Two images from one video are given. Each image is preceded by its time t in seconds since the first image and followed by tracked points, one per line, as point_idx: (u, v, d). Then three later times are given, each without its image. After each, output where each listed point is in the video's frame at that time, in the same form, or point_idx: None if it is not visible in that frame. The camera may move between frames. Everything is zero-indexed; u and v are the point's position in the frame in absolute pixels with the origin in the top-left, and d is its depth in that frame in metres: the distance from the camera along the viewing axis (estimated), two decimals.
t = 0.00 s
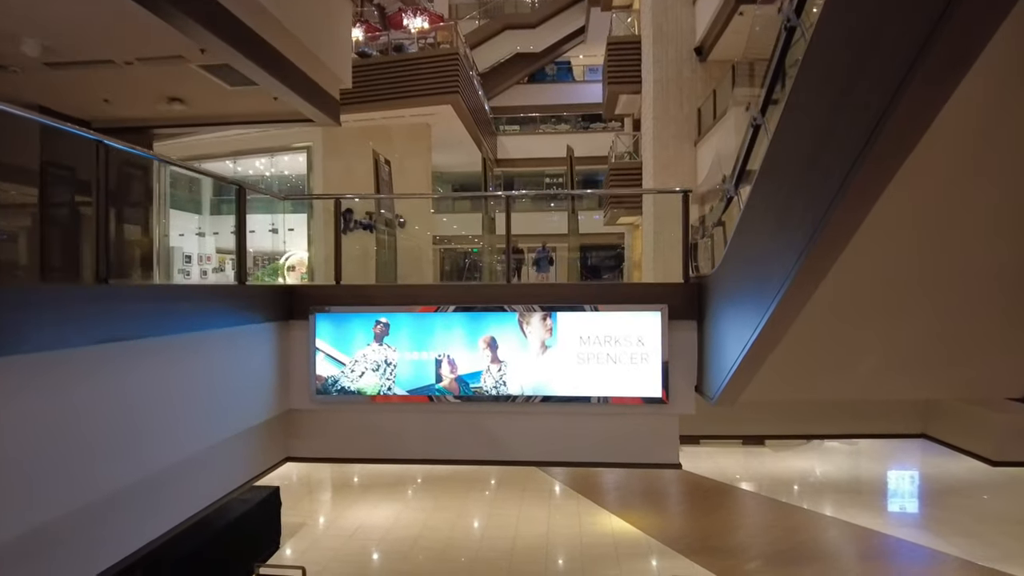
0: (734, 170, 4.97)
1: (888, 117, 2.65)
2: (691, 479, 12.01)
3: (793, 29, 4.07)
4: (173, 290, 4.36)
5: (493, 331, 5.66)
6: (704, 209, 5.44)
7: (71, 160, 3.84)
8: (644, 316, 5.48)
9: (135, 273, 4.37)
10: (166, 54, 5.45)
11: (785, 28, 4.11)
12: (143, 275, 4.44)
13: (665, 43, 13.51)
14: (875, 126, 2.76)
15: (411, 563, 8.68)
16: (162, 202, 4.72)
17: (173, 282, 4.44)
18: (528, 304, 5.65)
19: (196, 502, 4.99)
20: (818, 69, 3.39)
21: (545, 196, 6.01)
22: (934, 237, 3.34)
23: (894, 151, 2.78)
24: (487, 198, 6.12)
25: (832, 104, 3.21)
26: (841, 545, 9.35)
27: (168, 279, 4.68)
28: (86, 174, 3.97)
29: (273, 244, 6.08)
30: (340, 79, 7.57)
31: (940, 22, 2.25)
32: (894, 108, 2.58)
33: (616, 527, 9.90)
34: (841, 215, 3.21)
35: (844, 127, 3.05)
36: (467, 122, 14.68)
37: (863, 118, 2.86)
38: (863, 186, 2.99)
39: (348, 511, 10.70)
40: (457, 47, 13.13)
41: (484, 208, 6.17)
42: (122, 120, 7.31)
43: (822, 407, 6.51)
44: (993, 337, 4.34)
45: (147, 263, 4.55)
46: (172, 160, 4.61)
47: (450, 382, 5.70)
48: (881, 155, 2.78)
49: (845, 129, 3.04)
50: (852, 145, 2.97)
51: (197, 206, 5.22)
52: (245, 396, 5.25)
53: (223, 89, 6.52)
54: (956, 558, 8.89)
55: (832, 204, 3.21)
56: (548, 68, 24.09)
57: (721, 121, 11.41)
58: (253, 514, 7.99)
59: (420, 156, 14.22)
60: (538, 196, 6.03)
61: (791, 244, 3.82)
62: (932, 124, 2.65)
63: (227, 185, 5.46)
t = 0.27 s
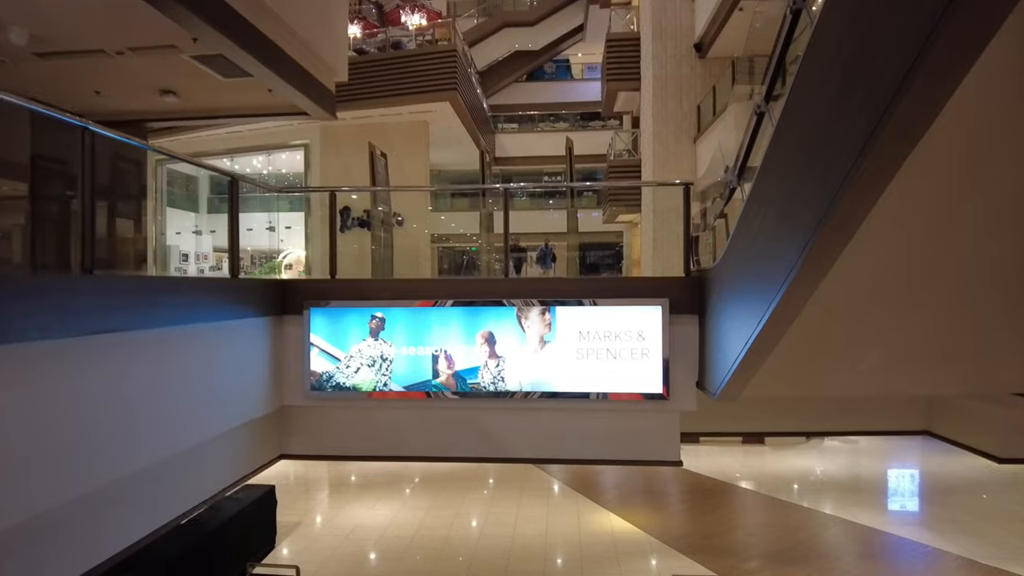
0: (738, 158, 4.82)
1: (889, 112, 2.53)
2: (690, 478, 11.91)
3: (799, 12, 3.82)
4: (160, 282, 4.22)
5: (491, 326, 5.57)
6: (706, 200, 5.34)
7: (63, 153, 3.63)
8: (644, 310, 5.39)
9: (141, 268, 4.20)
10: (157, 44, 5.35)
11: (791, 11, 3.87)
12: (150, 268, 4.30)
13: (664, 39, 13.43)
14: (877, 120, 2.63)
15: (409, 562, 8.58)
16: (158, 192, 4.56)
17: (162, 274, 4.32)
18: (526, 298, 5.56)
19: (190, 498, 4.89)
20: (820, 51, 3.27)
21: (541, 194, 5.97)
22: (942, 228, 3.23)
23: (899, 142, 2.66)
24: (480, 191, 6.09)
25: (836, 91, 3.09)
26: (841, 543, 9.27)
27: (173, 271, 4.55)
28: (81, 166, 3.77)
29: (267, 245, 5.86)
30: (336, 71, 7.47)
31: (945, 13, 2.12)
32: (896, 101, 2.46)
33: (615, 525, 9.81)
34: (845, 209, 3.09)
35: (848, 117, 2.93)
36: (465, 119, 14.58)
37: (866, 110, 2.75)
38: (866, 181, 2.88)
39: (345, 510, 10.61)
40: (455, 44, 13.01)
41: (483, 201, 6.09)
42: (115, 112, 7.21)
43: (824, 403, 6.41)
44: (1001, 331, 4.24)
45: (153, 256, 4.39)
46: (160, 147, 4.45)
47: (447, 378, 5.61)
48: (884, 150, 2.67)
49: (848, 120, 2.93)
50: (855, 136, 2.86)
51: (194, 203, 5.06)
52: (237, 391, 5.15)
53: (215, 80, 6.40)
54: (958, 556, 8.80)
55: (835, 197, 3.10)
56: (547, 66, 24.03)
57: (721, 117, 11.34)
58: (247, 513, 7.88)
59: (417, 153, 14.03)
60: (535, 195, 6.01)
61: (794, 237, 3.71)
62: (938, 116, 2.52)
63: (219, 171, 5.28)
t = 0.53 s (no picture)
0: (743, 151, 4.76)
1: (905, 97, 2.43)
2: (690, 477, 11.83)
3: None
4: (151, 273, 4.10)
5: (490, 322, 5.47)
6: (709, 194, 5.31)
7: (54, 146, 3.45)
8: (646, 306, 5.30)
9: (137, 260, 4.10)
10: (150, 34, 5.26)
11: None
12: (146, 258, 4.21)
13: (664, 36, 13.34)
14: (890, 106, 2.54)
15: (406, 562, 8.47)
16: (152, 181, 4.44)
17: (154, 265, 4.21)
18: (526, 293, 5.47)
19: (188, 494, 4.80)
20: (827, 37, 3.19)
21: (540, 192, 5.86)
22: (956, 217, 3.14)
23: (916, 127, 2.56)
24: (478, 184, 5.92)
25: (847, 76, 2.98)
26: (842, 542, 9.19)
27: (169, 262, 4.46)
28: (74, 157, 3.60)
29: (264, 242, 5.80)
30: (333, 65, 7.38)
31: None
32: (910, 87, 2.36)
33: (615, 525, 9.72)
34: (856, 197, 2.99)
35: (860, 102, 2.83)
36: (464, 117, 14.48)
37: (879, 94, 2.64)
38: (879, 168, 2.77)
39: (342, 509, 10.50)
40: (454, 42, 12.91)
41: (482, 196, 5.92)
42: (109, 106, 7.12)
43: (826, 401, 6.32)
44: (1011, 326, 4.15)
45: (149, 246, 4.29)
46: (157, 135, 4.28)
47: (446, 374, 5.50)
48: (896, 138, 2.57)
49: (859, 106, 2.83)
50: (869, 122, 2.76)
51: (190, 200, 4.96)
52: (233, 385, 5.05)
53: (208, 72, 6.28)
54: (961, 555, 8.71)
55: (846, 185, 3.00)
56: (546, 65, 23.95)
57: (721, 114, 11.25)
58: (242, 513, 7.76)
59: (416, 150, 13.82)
60: (533, 193, 5.89)
61: (802, 229, 3.61)
62: (955, 101, 2.42)
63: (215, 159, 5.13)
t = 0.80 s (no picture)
0: (749, 140, 4.64)
1: (929, 66, 2.34)
2: (690, 476, 11.74)
3: None
4: (140, 265, 3.96)
5: (490, 317, 5.37)
6: (711, 185, 5.25)
7: (44, 137, 3.35)
8: (649, 300, 5.20)
9: (132, 252, 4.00)
10: (144, 24, 5.17)
11: None
12: (143, 251, 4.11)
13: (664, 33, 13.25)
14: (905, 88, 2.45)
15: (404, 562, 8.37)
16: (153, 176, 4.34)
17: (144, 256, 4.06)
18: (526, 288, 5.37)
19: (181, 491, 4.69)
20: (838, 21, 3.09)
21: (541, 189, 5.84)
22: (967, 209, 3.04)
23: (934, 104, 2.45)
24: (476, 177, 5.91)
25: (861, 57, 2.87)
26: (845, 541, 9.09)
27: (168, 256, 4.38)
28: (66, 149, 3.52)
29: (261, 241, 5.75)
30: (331, 59, 7.30)
31: None
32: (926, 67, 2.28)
33: (615, 524, 9.62)
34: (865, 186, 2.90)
35: (877, 81, 2.72)
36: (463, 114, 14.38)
37: (899, 72, 2.54)
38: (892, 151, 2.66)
39: (339, 509, 10.40)
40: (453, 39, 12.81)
41: (481, 188, 5.91)
42: (104, 99, 7.04)
43: (830, 399, 6.23)
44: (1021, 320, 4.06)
45: (147, 242, 4.19)
46: (154, 128, 4.22)
47: (444, 370, 5.41)
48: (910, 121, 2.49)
49: (872, 91, 2.73)
50: (886, 102, 2.65)
51: (188, 198, 4.87)
52: (227, 381, 4.94)
53: (204, 64, 6.20)
54: (964, 555, 8.62)
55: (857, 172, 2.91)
56: (545, 64, 23.88)
57: (721, 111, 11.17)
58: (238, 512, 7.65)
59: (415, 148, 13.85)
60: (532, 190, 5.88)
61: (810, 219, 3.50)
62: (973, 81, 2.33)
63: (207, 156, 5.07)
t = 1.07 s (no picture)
0: (754, 128, 4.49)
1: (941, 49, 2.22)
2: (691, 475, 11.65)
3: None
4: (138, 255, 3.90)
5: (489, 311, 5.26)
6: (714, 176, 5.12)
7: (31, 129, 3.23)
8: (651, 294, 5.09)
9: (130, 242, 3.98)
10: (136, 12, 5.08)
11: None
12: (142, 240, 4.14)
13: (665, 29, 13.15)
14: (918, 69, 2.34)
15: (403, 561, 8.27)
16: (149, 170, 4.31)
17: (140, 248, 3.99)
18: (525, 281, 5.25)
19: (174, 487, 4.57)
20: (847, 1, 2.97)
21: (540, 187, 5.86)
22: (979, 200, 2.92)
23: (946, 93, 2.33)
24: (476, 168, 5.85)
25: (870, 39, 2.76)
26: (847, 540, 9.00)
27: (168, 246, 4.43)
28: (52, 142, 3.40)
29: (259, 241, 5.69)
30: (329, 51, 7.21)
31: None
32: (941, 44, 2.17)
33: (615, 523, 9.53)
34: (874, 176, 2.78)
35: (885, 65, 2.60)
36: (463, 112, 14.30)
37: (910, 54, 2.42)
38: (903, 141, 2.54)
39: (338, 508, 10.31)
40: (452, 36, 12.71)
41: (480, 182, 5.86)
42: (98, 91, 6.95)
43: (834, 396, 6.13)
44: None
45: (147, 234, 4.21)
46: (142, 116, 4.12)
47: (442, 365, 5.30)
48: (923, 103, 2.38)
49: (881, 74, 2.63)
50: (895, 88, 2.53)
51: (186, 197, 4.83)
52: (220, 375, 4.82)
53: (199, 55, 6.11)
54: (969, 554, 8.52)
55: (865, 159, 2.81)
56: (545, 62, 23.81)
57: (722, 108, 11.08)
58: (233, 511, 7.54)
59: (414, 145, 13.80)
60: (532, 189, 5.86)
61: (816, 209, 3.39)
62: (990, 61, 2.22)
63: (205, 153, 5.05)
